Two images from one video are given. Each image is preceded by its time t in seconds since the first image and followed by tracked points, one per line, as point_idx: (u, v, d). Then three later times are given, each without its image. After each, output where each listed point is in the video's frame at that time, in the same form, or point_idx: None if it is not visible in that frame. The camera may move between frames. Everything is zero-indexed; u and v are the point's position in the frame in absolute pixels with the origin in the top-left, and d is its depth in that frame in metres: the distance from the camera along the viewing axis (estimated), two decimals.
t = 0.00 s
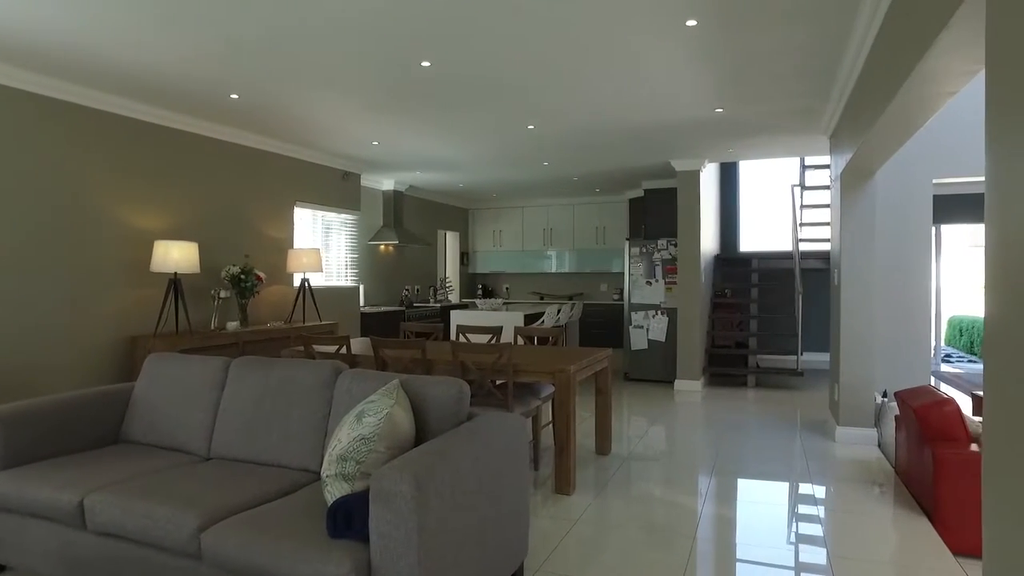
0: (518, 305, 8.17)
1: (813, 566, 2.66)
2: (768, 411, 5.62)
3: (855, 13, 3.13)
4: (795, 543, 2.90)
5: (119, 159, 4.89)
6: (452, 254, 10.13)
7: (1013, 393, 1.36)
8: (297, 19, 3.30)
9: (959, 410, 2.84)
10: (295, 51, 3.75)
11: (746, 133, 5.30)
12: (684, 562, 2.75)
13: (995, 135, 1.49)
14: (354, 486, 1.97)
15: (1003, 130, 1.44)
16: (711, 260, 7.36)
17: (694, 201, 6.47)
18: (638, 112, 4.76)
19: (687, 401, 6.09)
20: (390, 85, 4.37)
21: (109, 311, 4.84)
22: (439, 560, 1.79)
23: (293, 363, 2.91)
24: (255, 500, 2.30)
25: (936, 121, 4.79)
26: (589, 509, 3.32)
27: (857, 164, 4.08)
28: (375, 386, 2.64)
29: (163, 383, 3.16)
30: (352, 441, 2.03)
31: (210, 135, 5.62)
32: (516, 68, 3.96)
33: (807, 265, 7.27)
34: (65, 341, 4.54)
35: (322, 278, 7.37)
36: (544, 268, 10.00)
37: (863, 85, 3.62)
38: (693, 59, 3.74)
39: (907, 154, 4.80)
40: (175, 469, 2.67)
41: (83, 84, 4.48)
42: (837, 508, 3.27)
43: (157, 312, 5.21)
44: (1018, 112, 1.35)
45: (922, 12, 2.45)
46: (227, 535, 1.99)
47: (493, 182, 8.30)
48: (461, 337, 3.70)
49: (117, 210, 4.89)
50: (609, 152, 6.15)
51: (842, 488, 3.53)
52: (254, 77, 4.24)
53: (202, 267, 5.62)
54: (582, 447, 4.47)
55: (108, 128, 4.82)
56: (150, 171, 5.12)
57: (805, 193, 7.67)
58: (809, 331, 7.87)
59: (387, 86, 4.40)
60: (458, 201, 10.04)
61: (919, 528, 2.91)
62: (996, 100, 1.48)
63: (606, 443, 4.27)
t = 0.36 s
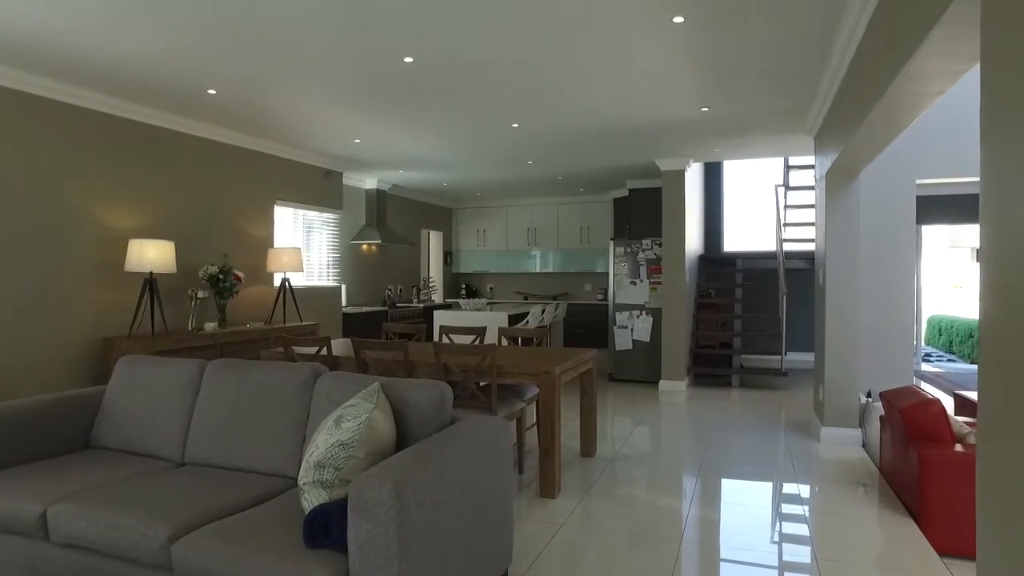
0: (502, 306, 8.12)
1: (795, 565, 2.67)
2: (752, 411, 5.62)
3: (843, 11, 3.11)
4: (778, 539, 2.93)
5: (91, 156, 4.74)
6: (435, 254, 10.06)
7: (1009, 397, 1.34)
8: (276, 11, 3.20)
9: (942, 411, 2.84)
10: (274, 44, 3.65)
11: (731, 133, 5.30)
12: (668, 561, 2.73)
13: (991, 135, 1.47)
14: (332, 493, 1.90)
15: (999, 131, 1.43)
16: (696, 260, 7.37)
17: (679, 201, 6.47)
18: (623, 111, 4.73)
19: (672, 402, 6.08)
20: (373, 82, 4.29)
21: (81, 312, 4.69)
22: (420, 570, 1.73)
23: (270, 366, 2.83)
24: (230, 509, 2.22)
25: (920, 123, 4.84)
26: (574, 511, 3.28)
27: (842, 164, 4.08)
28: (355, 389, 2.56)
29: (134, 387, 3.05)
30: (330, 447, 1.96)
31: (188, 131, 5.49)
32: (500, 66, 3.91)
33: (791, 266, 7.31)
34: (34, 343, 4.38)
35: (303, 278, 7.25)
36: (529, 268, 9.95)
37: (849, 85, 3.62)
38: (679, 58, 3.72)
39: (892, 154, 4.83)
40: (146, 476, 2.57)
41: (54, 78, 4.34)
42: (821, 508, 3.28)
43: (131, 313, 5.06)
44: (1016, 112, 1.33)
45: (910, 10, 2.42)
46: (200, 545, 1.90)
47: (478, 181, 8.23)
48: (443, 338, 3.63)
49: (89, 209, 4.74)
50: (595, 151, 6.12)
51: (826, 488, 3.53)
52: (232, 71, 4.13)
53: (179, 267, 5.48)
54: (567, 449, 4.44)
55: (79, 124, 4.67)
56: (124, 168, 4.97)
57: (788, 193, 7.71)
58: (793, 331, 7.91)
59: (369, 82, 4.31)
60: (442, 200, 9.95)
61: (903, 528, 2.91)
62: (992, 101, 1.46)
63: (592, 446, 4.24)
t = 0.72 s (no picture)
0: (483, 306, 8.07)
1: (774, 563, 2.69)
2: (732, 410, 5.65)
3: (824, 12, 3.12)
4: (758, 537, 2.95)
5: (59, 151, 4.59)
6: (415, 254, 9.98)
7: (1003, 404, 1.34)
8: (252, 4, 3.12)
9: (921, 410, 2.86)
10: (250, 38, 3.56)
11: (711, 133, 5.32)
12: (650, 563, 2.71)
13: (986, 140, 1.46)
14: (308, 500, 1.85)
15: (995, 135, 1.42)
16: (676, 261, 7.41)
17: (660, 201, 6.49)
18: (605, 110, 4.71)
19: (653, 402, 6.09)
20: (352, 78, 4.22)
21: (49, 313, 4.53)
22: None
23: (244, 368, 2.75)
24: (201, 517, 2.15)
25: (897, 126, 4.93)
26: (556, 513, 3.24)
27: (822, 165, 4.11)
28: (332, 391, 2.50)
29: (102, 391, 2.95)
30: (306, 452, 1.90)
31: (161, 127, 5.35)
32: (482, 63, 3.87)
33: (770, 266, 7.38)
34: None
35: (281, 278, 7.13)
36: (510, 268, 9.92)
37: (829, 85, 3.65)
38: (662, 58, 3.71)
39: (871, 156, 4.89)
40: (114, 484, 2.49)
41: (20, 70, 4.19)
42: (799, 506, 3.30)
43: (102, 314, 4.92)
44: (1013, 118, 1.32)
45: (893, 9, 2.43)
46: (170, 556, 1.84)
47: (459, 181, 8.17)
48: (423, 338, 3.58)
49: (57, 206, 4.58)
50: (577, 151, 6.10)
51: (806, 488, 3.55)
52: (206, 65, 4.03)
53: (152, 267, 5.34)
54: (548, 450, 4.41)
55: (46, 118, 4.51)
56: (95, 164, 4.83)
57: (768, 194, 7.78)
58: (772, 331, 7.98)
59: (348, 79, 4.24)
60: (422, 199, 9.87)
61: (883, 527, 2.93)
62: (987, 105, 1.46)
63: (573, 447, 4.22)
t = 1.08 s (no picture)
0: (461, 306, 8.02)
1: (751, 561, 2.70)
2: (710, 410, 5.69)
3: (803, 13, 3.15)
4: (735, 535, 2.97)
5: (23, 147, 4.42)
6: (392, 253, 9.89)
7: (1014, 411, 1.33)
8: None
9: (896, 408, 2.90)
10: (223, 32, 3.47)
11: (690, 134, 5.35)
12: (630, 564, 2.70)
13: (984, 146, 1.47)
14: (283, 505, 1.80)
15: (994, 141, 1.43)
16: (655, 261, 7.46)
17: (638, 201, 6.51)
18: (585, 109, 4.71)
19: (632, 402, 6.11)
20: (329, 75, 4.15)
21: (11, 314, 4.37)
22: None
23: (217, 370, 2.67)
24: (170, 525, 2.08)
25: (872, 129, 5.02)
26: (536, 515, 3.22)
27: (799, 166, 4.15)
28: (308, 394, 2.44)
29: (68, 394, 2.85)
30: (281, 456, 1.84)
31: (132, 123, 5.21)
32: (462, 62, 3.84)
33: (747, 266, 7.46)
34: None
35: (255, 278, 7.00)
36: (488, 268, 9.88)
37: (807, 87, 3.68)
38: (643, 58, 3.72)
39: (845, 159, 4.96)
40: (79, 491, 2.40)
41: None
42: (775, 504, 3.34)
43: (68, 315, 4.76)
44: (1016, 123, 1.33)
45: (872, 10, 2.45)
46: (137, 566, 1.77)
47: (438, 180, 8.11)
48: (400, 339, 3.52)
49: (21, 203, 4.42)
50: (556, 150, 6.09)
51: (783, 487, 3.58)
52: (178, 60, 3.92)
53: (121, 266, 5.19)
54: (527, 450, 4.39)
55: (9, 112, 4.35)
56: (60, 161, 4.67)
57: (745, 195, 7.86)
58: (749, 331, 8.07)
59: (325, 75, 4.16)
60: (400, 198, 9.79)
61: (859, 525, 2.96)
62: (984, 110, 1.46)
63: (553, 447, 4.20)
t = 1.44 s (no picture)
0: (442, 306, 7.96)
1: (732, 559, 2.71)
2: (691, 409, 5.71)
3: (784, 12, 3.16)
4: (716, 534, 2.99)
5: None
6: (373, 253, 9.81)
7: (1001, 410, 1.33)
8: None
9: (875, 407, 2.94)
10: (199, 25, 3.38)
11: (670, 133, 5.37)
12: (612, 565, 2.68)
13: (968, 145, 1.47)
14: (259, 510, 1.75)
15: (978, 139, 1.43)
16: (636, 261, 7.49)
17: (620, 201, 6.52)
18: (567, 108, 4.69)
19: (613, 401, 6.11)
20: (307, 70, 4.08)
21: None
22: None
23: (192, 371, 2.60)
24: (140, 531, 2.01)
25: (851, 130, 5.08)
26: (518, 517, 3.18)
27: (780, 166, 4.18)
28: (284, 395, 2.38)
29: (35, 397, 2.75)
30: (256, 460, 1.79)
31: (104, 118, 5.07)
32: (443, 58, 3.80)
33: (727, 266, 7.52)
34: None
35: (233, 278, 6.89)
36: (470, 267, 9.84)
37: (788, 87, 3.71)
38: (625, 57, 3.72)
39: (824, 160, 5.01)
40: (46, 497, 2.31)
41: None
42: (757, 502, 3.36)
43: (37, 315, 4.62)
44: (1001, 121, 1.33)
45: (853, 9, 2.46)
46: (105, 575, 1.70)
47: (419, 179, 8.05)
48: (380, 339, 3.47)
49: None
50: (538, 149, 6.07)
51: (763, 485, 3.60)
52: (151, 53, 3.82)
53: (93, 265, 5.05)
54: (509, 451, 4.36)
55: None
56: (27, 156, 4.52)
57: (726, 195, 7.92)
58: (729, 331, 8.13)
59: (303, 71, 4.09)
60: (381, 198, 9.71)
61: (838, 523, 2.98)
62: (969, 109, 1.47)
63: (534, 447, 4.18)
